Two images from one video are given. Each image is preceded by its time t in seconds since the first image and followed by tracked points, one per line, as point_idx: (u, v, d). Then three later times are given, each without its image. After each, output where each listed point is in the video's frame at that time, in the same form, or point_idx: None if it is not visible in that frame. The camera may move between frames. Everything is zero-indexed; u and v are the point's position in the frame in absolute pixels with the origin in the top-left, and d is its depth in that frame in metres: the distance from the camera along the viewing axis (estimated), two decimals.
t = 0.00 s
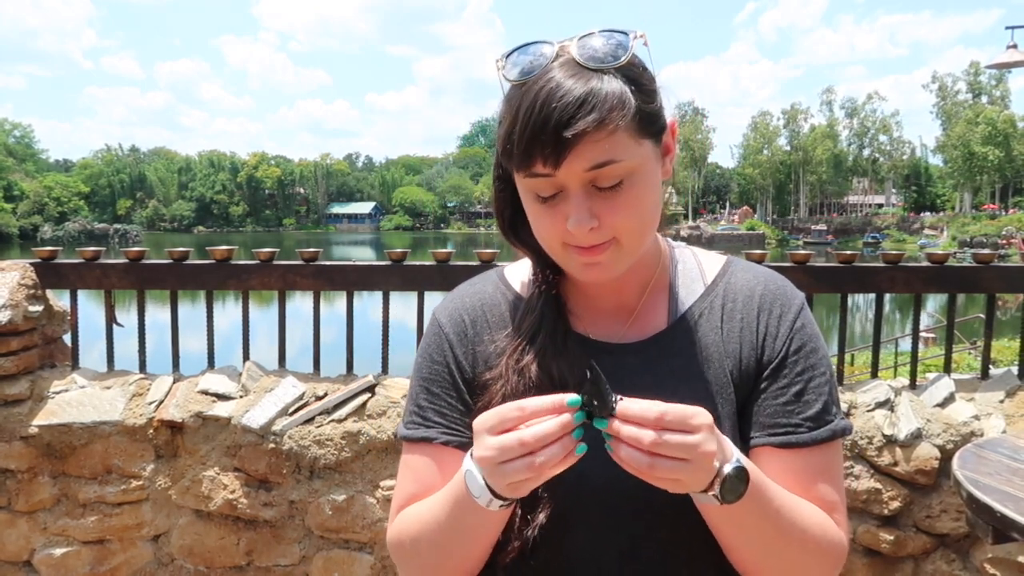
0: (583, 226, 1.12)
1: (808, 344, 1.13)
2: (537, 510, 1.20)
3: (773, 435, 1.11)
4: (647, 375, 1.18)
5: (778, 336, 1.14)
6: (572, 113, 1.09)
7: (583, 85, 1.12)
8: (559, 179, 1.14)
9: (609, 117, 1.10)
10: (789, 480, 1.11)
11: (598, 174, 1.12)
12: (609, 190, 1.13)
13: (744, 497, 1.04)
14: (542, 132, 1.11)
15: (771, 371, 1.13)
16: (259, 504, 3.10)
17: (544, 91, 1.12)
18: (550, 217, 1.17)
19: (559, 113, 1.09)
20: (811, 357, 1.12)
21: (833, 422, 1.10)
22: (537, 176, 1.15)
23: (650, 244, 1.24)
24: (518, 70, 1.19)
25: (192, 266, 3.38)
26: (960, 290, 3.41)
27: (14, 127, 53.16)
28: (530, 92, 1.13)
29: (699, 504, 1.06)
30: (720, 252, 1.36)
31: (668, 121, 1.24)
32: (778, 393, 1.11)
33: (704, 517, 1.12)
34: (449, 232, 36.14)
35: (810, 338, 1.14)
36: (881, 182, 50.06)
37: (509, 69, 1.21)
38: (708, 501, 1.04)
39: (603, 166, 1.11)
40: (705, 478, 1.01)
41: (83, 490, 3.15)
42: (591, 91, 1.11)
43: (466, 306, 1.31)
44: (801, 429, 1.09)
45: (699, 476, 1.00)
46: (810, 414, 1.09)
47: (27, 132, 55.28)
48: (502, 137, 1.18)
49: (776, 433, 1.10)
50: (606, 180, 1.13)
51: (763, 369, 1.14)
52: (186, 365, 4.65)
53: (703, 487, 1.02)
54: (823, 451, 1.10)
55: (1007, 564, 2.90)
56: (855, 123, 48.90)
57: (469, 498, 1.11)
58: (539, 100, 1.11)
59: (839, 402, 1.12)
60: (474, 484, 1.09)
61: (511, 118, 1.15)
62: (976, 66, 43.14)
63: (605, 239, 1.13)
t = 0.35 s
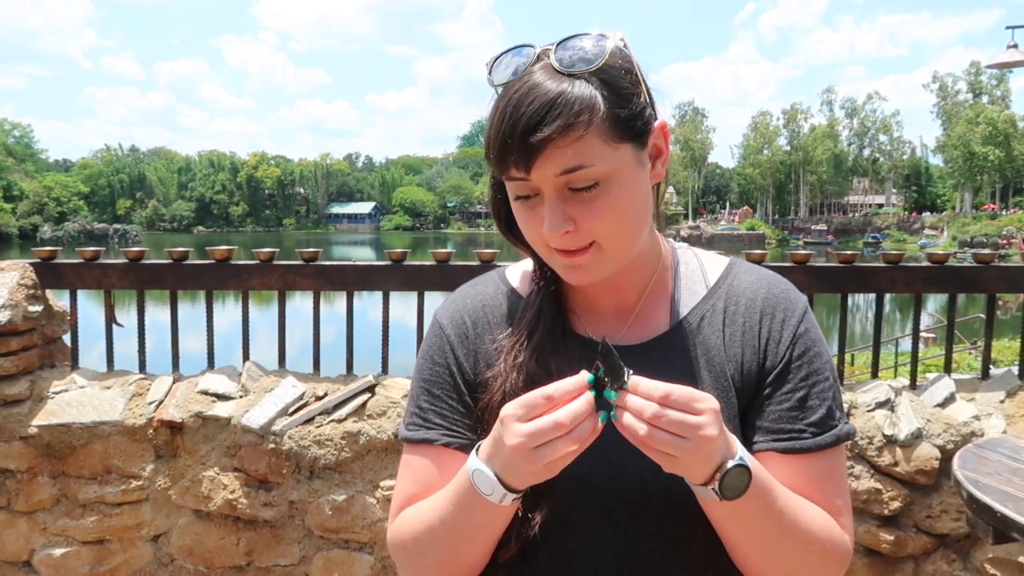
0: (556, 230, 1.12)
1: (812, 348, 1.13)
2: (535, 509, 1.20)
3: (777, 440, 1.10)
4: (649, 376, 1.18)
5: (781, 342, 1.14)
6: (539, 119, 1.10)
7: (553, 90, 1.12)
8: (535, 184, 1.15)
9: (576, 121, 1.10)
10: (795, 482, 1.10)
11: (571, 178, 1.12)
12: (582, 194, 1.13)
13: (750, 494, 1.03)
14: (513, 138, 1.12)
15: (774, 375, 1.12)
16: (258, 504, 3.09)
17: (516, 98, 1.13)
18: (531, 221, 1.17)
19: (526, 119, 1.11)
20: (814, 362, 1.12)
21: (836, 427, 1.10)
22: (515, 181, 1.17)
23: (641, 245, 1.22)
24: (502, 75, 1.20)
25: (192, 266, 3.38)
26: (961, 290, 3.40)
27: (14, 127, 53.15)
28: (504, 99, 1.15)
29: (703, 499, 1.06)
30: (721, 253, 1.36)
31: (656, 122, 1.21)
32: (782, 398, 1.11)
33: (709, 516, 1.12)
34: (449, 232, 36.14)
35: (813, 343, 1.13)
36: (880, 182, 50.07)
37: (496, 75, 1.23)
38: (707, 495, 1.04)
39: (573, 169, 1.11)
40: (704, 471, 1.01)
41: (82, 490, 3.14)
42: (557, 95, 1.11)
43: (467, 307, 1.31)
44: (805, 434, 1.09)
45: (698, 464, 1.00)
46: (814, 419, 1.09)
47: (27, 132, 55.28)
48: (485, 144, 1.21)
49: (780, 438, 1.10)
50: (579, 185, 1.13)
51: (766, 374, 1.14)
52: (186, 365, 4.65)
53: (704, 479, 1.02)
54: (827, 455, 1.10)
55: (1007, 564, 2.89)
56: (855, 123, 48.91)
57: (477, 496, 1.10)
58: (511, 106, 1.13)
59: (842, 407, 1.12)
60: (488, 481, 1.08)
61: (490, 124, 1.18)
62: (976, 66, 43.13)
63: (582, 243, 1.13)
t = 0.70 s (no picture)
0: (572, 201, 1.10)
1: (814, 351, 1.12)
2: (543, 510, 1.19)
3: (780, 443, 1.10)
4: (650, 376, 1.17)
5: (783, 344, 1.13)
6: (564, 88, 1.11)
7: (575, 67, 1.13)
8: (551, 158, 1.14)
9: (599, 95, 1.11)
10: (799, 482, 1.10)
11: (589, 152, 1.12)
12: (599, 170, 1.12)
13: (757, 493, 1.03)
14: (534, 107, 1.12)
15: (776, 379, 1.12)
16: (258, 504, 3.09)
17: (538, 74, 1.15)
18: (542, 196, 1.16)
19: (550, 88, 1.11)
20: (816, 365, 1.11)
21: (839, 429, 1.09)
22: (530, 155, 1.16)
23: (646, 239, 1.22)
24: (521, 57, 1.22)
25: (192, 266, 3.37)
26: (961, 291, 3.40)
27: (14, 127, 53.15)
28: (527, 73, 1.16)
29: (712, 499, 1.05)
30: (722, 254, 1.35)
31: (667, 119, 1.23)
32: (784, 401, 1.10)
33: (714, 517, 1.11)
34: (449, 232, 36.14)
35: (815, 345, 1.13)
36: (880, 182, 50.08)
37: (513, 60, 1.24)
38: (721, 495, 1.03)
39: (592, 143, 1.11)
40: (717, 475, 1.00)
41: (82, 491, 3.14)
42: (584, 70, 1.12)
43: (466, 310, 1.31)
44: (807, 437, 1.08)
45: (712, 469, 1.00)
46: (817, 422, 1.09)
47: (26, 132, 55.27)
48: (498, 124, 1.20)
49: (783, 441, 1.09)
50: (597, 160, 1.12)
51: (767, 377, 1.13)
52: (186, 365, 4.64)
53: (717, 480, 1.01)
54: (828, 457, 1.09)
55: (1008, 564, 2.89)
56: (854, 123, 48.92)
57: (487, 503, 1.10)
58: (534, 78, 1.14)
59: (844, 409, 1.12)
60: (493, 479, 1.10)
61: (505, 102, 1.18)
62: (976, 66, 43.12)
63: (595, 220, 1.12)
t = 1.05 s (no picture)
0: (564, 179, 1.10)
1: (812, 353, 1.12)
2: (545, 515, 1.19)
3: (776, 446, 1.10)
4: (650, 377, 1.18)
5: (780, 347, 1.13)
6: (550, 72, 1.14)
7: (559, 54, 1.17)
8: (542, 142, 1.16)
9: (585, 77, 1.14)
10: (794, 484, 1.10)
11: (579, 132, 1.14)
12: (591, 151, 1.13)
13: (744, 488, 1.04)
14: (521, 92, 1.15)
15: (773, 381, 1.12)
16: (258, 504, 3.09)
17: (522, 65, 1.18)
18: (533, 181, 1.16)
19: (535, 73, 1.15)
20: (814, 367, 1.11)
21: (836, 432, 1.09)
22: (521, 142, 1.18)
23: (640, 231, 1.22)
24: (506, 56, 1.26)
25: (192, 266, 3.37)
26: (961, 291, 3.40)
27: (14, 127, 53.16)
28: (513, 66, 1.20)
29: (702, 497, 1.06)
30: (721, 253, 1.35)
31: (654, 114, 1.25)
32: (781, 404, 1.11)
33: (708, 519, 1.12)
34: (449, 232, 36.13)
35: (813, 347, 1.13)
36: (880, 182, 50.08)
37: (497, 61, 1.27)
38: (711, 489, 1.04)
39: (582, 123, 1.13)
40: (707, 466, 1.03)
41: (82, 491, 3.14)
42: (570, 57, 1.16)
43: (465, 315, 1.32)
44: (804, 441, 1.09)
45: (703, 457, 1.01)
46: (813, 425, 1.09)
47: (26, 132, 55.28)
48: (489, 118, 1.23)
49: (779, 444, 1.10)
50: (587, 139, 1.14)
51: (764, 380, 1.14)
52: (186, 365, 4.65)
53: (708, 470, 1.03)
54: (826, 460, 1.10)
55: (1007, 564, 2.89)
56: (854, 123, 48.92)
57: (498, 495, 1.11)
58: (520, 68, 1.18)
59: (842, 412, 1.12)
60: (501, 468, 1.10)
61: (494, 96, 1.22)
62: (976, 66, 43.12)
63: (588, 200, 1.12)
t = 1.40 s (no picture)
0: (548, 192, 1.11)
1: (806, 352, 1.12)
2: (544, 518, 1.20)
3: (770, 447, 1.11)
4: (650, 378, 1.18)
5: (774, 347, 1.13)
6: (530, 83, 1.14)
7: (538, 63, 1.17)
8: (526, 154, 1.16)
9: (565, 87, 1.13)
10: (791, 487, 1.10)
11: (562, 143, 1.13)
12: (574, 161, 1.13)
13: (738, 492, 1.04)
14: (501, 105, 1.15)
15: (767, 381, 1.12)
16: (258, 504, 3.09)
17: (502, 76, 1.18)
18: (519, 193, 1.17)
19: (514, 86, 1.15)
20: (807, 367, 1.11)
21: (832, 431, 1.09)
22: (505, 154, 1.18)
23: (631, 233, 1.21)
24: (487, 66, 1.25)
25: (192, 266, 3.37)
26: (961, 291, 3.40)
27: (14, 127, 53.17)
28: (494, 78, 1.20)
29: (702, 505, 1.06)
30: (714, 252, 1.35)
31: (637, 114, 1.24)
32: (775, 404, 1.11)
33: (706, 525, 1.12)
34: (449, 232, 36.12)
35: (807, 345, 1.13)
36: (880, 182, 50.09)
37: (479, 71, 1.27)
38: (709, 494, 1.04)
39: (564, 133, 1.13)
40: (700, 468, 1.03)
41: (82, 491, 3.14)
42: (550, 66, 1.16)
43: (458, 320, 1.32)
44: (799, 441, 1.09)
45: (693, 459, 1.02)
46: (808, 425, 1.09)
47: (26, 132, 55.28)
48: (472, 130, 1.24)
49: (773, 445, 1.10)
50: (570, 149, 1.14)
51: (758, 380, 1.14)
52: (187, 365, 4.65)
53: (703, 474, 1.03)
54: (822, 459, 1.09)
55: (1008, 564, 2.89)
56: (855, 123, 48.92)
57: (495, 496, 1.11)
58: (501, 80, 1.18)
59: (838, 410, 1.12)
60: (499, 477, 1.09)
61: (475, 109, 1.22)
62: (976, 66, 43.13)
63: (573, 211, 1.12)
